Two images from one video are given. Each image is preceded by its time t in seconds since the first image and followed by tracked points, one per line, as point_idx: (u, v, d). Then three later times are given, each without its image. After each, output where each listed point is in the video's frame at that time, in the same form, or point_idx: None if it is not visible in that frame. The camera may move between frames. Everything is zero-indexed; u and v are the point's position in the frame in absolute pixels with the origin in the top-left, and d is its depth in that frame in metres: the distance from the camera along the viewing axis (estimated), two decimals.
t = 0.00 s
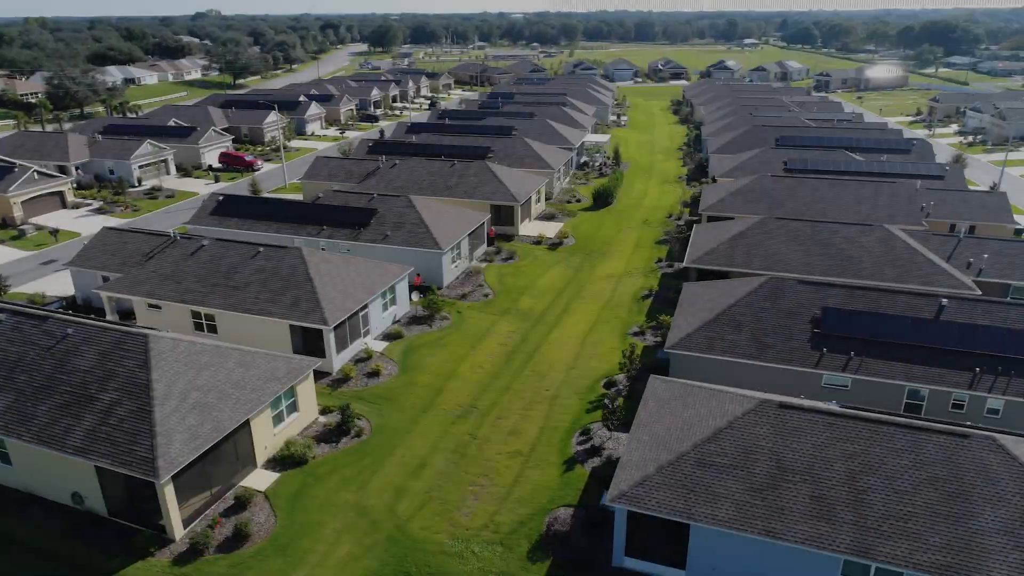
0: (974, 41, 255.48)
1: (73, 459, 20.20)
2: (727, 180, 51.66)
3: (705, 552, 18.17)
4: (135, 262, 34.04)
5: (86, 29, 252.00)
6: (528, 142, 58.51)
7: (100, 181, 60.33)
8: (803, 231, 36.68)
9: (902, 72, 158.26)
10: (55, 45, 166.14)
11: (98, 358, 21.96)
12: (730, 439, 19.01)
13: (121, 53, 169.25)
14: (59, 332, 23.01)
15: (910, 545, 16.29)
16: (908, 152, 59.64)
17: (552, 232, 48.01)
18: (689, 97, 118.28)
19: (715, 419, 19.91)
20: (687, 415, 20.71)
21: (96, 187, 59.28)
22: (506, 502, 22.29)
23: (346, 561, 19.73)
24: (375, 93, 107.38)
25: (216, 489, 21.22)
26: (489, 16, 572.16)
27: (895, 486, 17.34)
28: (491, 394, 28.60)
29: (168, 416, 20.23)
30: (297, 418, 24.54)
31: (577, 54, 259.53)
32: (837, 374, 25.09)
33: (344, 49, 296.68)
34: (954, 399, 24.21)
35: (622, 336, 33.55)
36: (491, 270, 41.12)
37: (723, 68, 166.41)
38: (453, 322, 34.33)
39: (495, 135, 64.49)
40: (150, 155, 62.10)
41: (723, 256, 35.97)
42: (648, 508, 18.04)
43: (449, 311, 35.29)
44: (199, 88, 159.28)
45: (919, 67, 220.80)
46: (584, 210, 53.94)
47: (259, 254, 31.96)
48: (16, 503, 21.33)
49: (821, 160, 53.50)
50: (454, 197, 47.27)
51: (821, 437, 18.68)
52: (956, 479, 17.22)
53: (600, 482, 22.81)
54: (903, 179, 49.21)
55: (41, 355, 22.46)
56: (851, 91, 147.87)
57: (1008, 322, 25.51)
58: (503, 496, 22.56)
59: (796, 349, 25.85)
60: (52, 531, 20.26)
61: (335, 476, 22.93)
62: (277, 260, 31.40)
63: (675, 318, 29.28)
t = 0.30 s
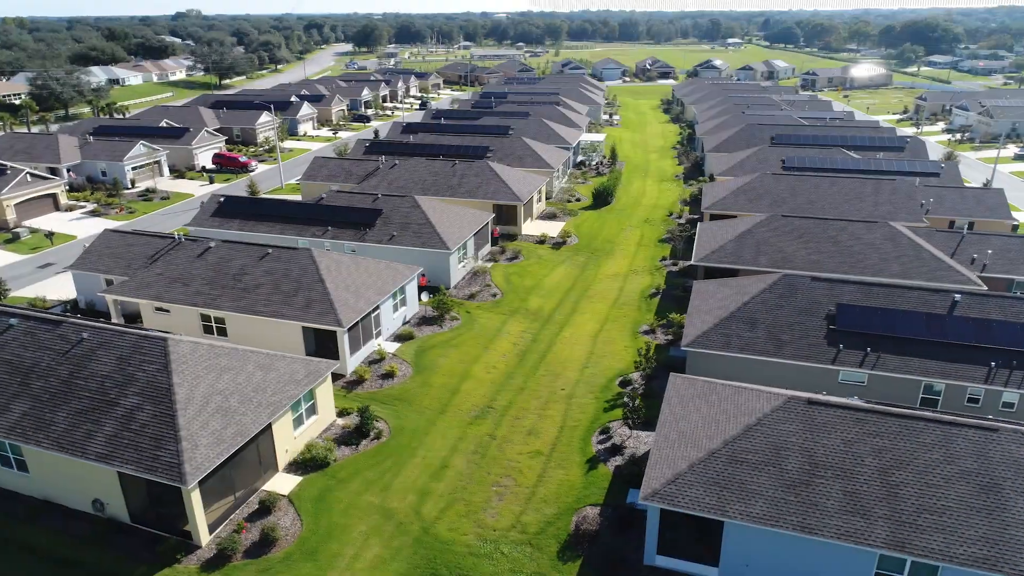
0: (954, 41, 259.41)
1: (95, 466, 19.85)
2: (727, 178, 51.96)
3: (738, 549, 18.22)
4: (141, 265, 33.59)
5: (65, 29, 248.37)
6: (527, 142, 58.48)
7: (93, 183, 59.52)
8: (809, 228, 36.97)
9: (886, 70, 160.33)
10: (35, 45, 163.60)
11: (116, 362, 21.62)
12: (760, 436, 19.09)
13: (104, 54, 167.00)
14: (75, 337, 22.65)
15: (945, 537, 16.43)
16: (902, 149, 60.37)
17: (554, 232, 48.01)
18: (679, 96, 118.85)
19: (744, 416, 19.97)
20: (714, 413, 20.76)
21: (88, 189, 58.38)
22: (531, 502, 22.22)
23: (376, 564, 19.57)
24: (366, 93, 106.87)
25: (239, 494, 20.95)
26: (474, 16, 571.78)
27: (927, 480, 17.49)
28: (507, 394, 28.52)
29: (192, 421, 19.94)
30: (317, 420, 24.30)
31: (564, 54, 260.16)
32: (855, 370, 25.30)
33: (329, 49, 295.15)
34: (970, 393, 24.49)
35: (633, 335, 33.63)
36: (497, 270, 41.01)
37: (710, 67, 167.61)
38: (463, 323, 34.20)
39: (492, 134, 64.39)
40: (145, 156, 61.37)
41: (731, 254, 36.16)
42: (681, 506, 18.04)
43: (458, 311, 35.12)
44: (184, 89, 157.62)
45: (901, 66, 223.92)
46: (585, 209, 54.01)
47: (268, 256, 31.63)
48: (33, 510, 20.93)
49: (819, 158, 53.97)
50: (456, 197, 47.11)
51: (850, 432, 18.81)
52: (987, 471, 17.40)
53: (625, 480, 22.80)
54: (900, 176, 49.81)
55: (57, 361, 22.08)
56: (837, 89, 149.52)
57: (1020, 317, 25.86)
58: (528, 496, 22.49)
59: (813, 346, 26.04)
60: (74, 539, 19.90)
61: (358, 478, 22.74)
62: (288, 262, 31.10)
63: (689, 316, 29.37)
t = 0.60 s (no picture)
0: (935, 40, 263.22)
1: (117, 473, 19.50)
2: (727, 177, 52.23)
3: (771, 546, 18.26)
4: (146, 268, 33.11)
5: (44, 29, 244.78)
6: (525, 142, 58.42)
7: (85, 186, 58.64)
8: (816, 225, 37.24)
9: (871, 69, 162.18)
10: (15, 46, 160.90)
11: (136, 367, 21.27)
12: (790, 434, 19.16)
13: (86, 54, 164.63)
14: (90, 342, 22.28)
15: (980, 531, 16.54)
16: (896, 148, 61.04)
17: (556, 231, 47.98)
18: (669, 95, 119.32)
19: (772, 413, 20.03)
20: (741, 412, 20.81)
21: (80, 191, 57.45)
22: (556, 502, 22.17)
23: (406, 567, 19.41)
24: (356, 93, 106.28)
25: (265, 499, 20.69)
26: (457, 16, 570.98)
27: (958, 474, 17.63)
28: (524, 394, 28.44)
29: (217, 425, 19.66)
30: (336, 423, 24.06)
31: (550, 53, 260.55)
32: (871, 366, 25.49)
33: (314, 49, 293.40)
34: (985, 388, 24.78)
35: (644, 333, 33.69)
36: (502, 269, 40.86)
37: (697, 66, 168.68)
38: (473, 323, 34.04)
39: (489, 134, 64.24)
40: (137, 158, 60.55)
41: (738, 252, 36.31)
42: (715, 504, 18.06)
43: (468, 312, 34.96)
44: (168, 89, 155.71)
45: (883, 65, 226.66)
46: (585, 208, 54.03)
47: (277, 258, 31.28)
48: (51, 519, 20.50)
49: (816, 156, 54.40)
50: (458, 197, 46.89)
51: (879, 428, 18.94)
52: (1017, 465, 17.55)
53: (649, 479, 22.79)
54: (897, 174, 50.35)
55: (73, 366, 21.69)
56: (824, 88, 151.05)
57: None
58: (553, 497, 22.42)
59: (828, 343, 26.21)
60: (96, 548, 19.53)
61: (381, 481, 22.55)
62: (297, 263, 30.79)
63: (703, 314, 29.44)
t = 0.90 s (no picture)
0: (913, 39, 266.82)
1: (139, 480, 19.14)
2: (724, 175, 52.57)
3: (801, 541, 18.38)
4: (150, 271, 32.59)
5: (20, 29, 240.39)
6: (522, 141, 58.37)
7: (75, 188, 57.69)
8: (819, 222, 37.56)
9: (853, 68, 164.03)
10: None
11: (154, 372, 20.92)
12: (817, 430, 19.29)
13: (65, 54, 161.90)
14: (106, 347, 21.89)
15: (1011, 523, 16.71)
16: (888, 145, 61.81)
17: (557, 231, 47.98)
18: (657, 94, 119.80)
19: (797, 410, 20.14)
20: (765, 409, 20.92)
21: (70, 194, 56.47)
22: (580, 502, 22.13)
23: (436, 570, 19.27)
24: (345, 93, 105.63)
25: (289, 504, 20.44)
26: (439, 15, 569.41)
27: (986, 468, 17.81)
28: (538, 394, 28.38)
29: (241, 430, 19.38)
30: (355, 426, 23.84)
31: (534, 53, 260.73)
32: (884, 361, 25.74)
33: (296, 49, 291.21)
34: (997, 382, 25.12)
35: (653, 332, 33.79)
36: (507, 269, 40.76)
37: (682, 66, 169.67)
38: (482, 323, 33.92)
39: (485, 133, 64.11)
40: (128, 159, 59.70)
41: (744, 249, 36.53)
42: (746, 501, 18.11)
43: (476, 312, 34.83)
44: (151, 90, 153.53)
45: (864, 64, 229.46)
46: (583, 207, 54.10)
47: (285, 259, 30.95)
48: (70, 529, 20.11)
49: (811, 154, 54.90)
50: (459, 197, 46.71)
51: (905, 423, 19.11)
52: None
53: (671, 477, 22.84)
54: (892, 171, 50.97)
55: (89, 372, 21.29)
56: (808, 87, 152.65)
57: None
58: (577, 496, 22.39)
59: (842, 339, 26.44)
60: (119, 557, 19.17)
61: (403, 483, 22.37)
62: (306, 265, 30.48)
63: (715, 312, 29.57)
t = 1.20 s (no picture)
0: (892, 38, 270.36)
1: (163, 486, 18.82)
2: (721, 174, 52.92)
3: (830, 536, 18.50)
4: (154, 274, 32.09)
5: None
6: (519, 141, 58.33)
7: (64, 190, 56.67)
8: (821, 220, 37.92)
9: (836, 67, 165.88)
10: None
11: (173, 376, 20.59)
12: (843, 425, 19.43)
13: (44, 54, 159.19)
14: (122, 352, 21.52)
15: None
16: (879, 143, 62.58)
17: (558, 230, 47.98)
18: (645, 94, 120.34)
19: (821, 406, 20.28)
20: (788, 405, 21.04)
21: (61, 197, 55.51)
22: (604, 501, 22.13)
23: (465, 572, 19.15)
24: (333, 94, 104.91)
25: (314, 508, 20.21)
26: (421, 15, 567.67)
27: (1011, 460, 18.03)
28: (553, 393, 28.35)
29: (267, 434, 19.13)
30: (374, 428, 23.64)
31: (519, 53, 260.77)
32: (897, 357, 26.03)
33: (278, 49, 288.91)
34: (1007, 375, 25.48)
35: (661, 330, 33.90)
36: (511, 269, 40.68)
37: (668, 65, 170.63)
38: (491, 324, 33.81)
39: (480, 133, 63.98)
40: (118, 161, 58.75)
41: (748, 247, 36.77)
42: (777, 497, 18.18)
43: (484, 312, 34.73)
44: (132, 91, 151.34)
45: (844, 63, 232.28)
46: (581, 206, 54.17)
47: (293, 261, 30.63)
48: (90, 538, 19.71)
49: (806, 153, 55.39)
50: (459, 197, 46.55)
51: (930, 417, 19.30)
52: None
53: (693, 474, 22.91)
54: (886, 169, 51.58)
55: (106, 378, 20.89)
56: (792, 86, 154.22)
57: None
58: (600, 495, 22.38)
59: (854, 335, 26.70)
60: (142, 565, 18.82)
61: (426, 486, 22.21)
62: (315, 266, 30.19)
63: (726, 309, 29.72)
